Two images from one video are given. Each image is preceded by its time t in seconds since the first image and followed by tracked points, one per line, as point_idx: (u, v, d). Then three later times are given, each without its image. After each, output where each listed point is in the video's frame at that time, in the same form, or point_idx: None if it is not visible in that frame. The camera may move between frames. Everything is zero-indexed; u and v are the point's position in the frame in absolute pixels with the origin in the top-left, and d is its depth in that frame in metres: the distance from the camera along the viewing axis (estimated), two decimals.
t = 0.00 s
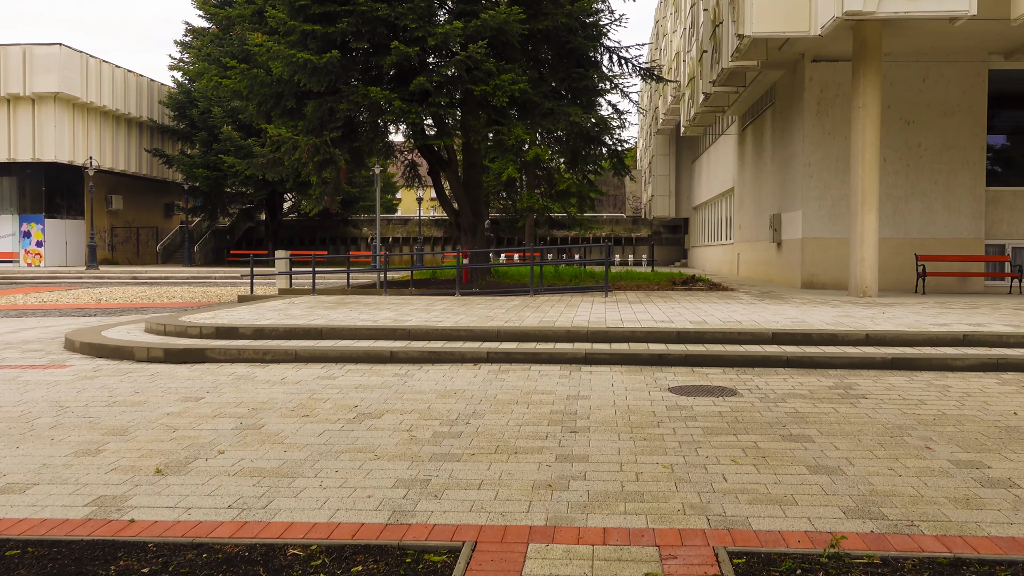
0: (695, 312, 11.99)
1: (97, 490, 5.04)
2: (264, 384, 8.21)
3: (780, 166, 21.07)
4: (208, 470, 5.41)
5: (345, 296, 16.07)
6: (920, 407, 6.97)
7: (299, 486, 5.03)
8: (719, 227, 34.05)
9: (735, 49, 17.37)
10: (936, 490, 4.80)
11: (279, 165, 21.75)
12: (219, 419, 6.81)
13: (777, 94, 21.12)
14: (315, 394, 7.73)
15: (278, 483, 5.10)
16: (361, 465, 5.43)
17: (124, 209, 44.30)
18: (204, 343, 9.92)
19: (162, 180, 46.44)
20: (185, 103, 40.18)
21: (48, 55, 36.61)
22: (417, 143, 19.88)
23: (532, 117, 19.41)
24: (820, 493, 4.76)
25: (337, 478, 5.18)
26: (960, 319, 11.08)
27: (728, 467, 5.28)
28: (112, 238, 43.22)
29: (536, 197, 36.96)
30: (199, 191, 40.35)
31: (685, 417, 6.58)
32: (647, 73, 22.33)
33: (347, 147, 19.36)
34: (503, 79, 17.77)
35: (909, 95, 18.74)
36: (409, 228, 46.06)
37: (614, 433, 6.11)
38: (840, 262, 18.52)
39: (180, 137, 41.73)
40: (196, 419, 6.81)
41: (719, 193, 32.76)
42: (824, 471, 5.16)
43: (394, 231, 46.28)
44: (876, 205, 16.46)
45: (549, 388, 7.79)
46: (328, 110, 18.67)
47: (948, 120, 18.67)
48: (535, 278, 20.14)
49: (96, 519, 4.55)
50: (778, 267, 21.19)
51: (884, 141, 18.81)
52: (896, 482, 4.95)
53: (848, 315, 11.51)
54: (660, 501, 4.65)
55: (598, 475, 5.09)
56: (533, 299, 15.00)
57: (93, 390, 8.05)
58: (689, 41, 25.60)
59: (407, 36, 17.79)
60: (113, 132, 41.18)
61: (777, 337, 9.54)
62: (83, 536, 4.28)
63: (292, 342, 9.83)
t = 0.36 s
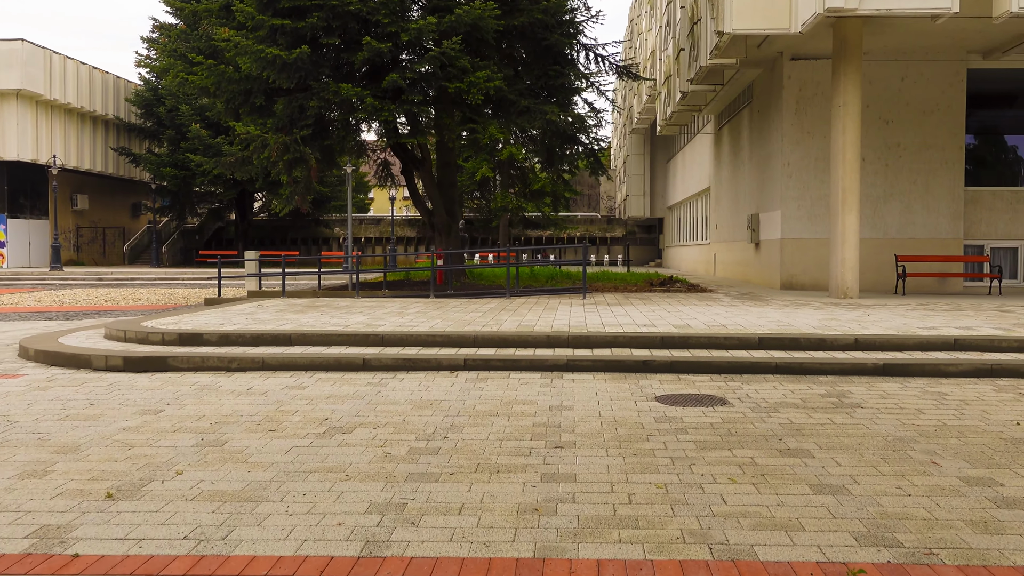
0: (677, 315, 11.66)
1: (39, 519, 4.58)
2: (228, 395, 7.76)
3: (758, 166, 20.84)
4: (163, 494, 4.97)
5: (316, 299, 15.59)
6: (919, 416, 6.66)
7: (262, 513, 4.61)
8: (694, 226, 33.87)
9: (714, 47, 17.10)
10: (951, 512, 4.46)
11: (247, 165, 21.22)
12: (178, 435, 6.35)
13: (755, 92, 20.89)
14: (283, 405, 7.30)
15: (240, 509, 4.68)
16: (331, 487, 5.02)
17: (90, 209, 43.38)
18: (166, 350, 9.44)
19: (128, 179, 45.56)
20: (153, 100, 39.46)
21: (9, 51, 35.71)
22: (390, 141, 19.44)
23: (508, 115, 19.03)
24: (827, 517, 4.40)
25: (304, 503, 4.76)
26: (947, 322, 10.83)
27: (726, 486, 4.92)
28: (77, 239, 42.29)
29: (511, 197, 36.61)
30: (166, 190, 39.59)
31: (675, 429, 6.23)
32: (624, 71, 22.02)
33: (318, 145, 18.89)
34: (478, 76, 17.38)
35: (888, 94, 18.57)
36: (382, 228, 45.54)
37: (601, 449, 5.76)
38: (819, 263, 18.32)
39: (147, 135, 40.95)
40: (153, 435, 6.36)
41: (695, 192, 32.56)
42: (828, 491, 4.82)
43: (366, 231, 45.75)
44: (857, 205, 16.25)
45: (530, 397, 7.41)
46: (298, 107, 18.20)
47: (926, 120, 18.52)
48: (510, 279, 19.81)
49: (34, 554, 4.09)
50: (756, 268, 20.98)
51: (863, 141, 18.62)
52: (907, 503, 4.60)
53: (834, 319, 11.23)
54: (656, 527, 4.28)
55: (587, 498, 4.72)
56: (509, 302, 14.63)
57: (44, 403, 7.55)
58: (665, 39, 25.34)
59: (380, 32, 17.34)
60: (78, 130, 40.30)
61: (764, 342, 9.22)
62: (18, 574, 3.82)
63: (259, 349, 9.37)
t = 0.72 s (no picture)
0: (671, 316, 11.32)
1: None
2: (204, 402, 7.35)
3: (748, 164, 20.57)
4: (129, 516, 4.56)
5: (298, 300, 15.17)
6: (933, 424, 6.34)
7: (237, 538, 4.21)
8: (681, 225, 33.63)
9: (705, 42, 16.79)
10: (985, 534, 4.12)
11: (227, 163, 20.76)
12: (148, 448, 5.94)
13: (744, 89, 20.61)
14: (262, 414, 6.90)
15: (212, 533, 4.29)
16: (313, 507, 4.63)
17: (68, 208, 42.67)
18: (140, 355, 9.01)
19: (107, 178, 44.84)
20: (132, 98, 38.87)
21: None
22: (373, 139, 19.02)
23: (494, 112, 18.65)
24: (854, 540, 4.05)
25: (283, 526, 4.36)
26: (948, 324, 10.54)
27: (740, 504, 4.57)
28: (55, 238, 41.59)
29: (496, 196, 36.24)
30: (146, 189, 38.98)
31: (679, 440, 5.88)
32: (611, 67, 21.63)
33: (299, 143, 18.47)
34: (464, 72, 16.98)
35: (879, 92, 18.32)
36: (365, 227, 45.07)
37: (603, 462, 5.40)
38: (810, 262, 18.05)
39: (126, 133, 40.33)
40: (122, 448, 5.95)
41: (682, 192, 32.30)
42: (850, 509, 4.47)
43: (350, 231, 45.26)
44: (850, 203, 15.98)
45: (523, 405, 7.04)
46: (279, 104, 17.77)
47: (918, 117, 18.27)
48: (497, 279, 19.47)
49: None
50: (746, 268, 20.71)
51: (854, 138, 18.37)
52: (937, 523, 4.26)
53: (832, 320, 10.93)
54: (669, 552, 3.92)
55: (592, 519, 4.36)
56: (497, 303, 14.25)
57: (7, 412, 7.11)
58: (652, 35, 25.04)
59: (363, 25, 16.91)
60: (55, 128, 39.62)
61: (763, 345, 8.90)
62: None
63: (238, 354, 8.96)
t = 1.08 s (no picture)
0: (688, 319, 10.93)
1: None
2: (203, 411, 7.02)
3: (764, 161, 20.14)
4: (112, 540, 4.22)
5: (305, 302, 14.84)
6: (975, 435, 5.95)
7: (227, 567, 3.85)
8: (695, 224, 33.20)
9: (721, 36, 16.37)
10: None
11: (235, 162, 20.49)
12: (140, 461, 5.60)
13: (760, 85, 20.18)
14: (263, 424, 6.55)
15: (200, 560, 3.93)
16: (310, 530, 4.27)
17: (78, 209, 42.52)
18: (139, 360, 8.68)
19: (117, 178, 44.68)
20: (141, 98, 38.71)
21: None
22: (383, 137, 18.70)
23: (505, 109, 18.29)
24: (905, 570, 3.66)
25: (278, 552, 4.00)
26: (978, 326, 10.13)
27: (775, 528, 4.18)
28: (65, 239, 41.43)
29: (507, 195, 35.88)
30: (156, 189, 38.78)
31: (704, 454, 5.51)
32: (624, 63, 21.23)
33: (307, 141, 18.15)
34: (474, 68, 16.60)
35: (899, 87, 17.87)
36: (376, 227, 44.77)
37: (624, 478, 5.04)
38: (829, 262, 17.63)
39: (135, 133, 40.16)
40: (113, 461, 5.61)
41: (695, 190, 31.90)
42: (896, 533, 4.09)
43: (360, 231, 44.97)
44: (871, 201, 15.55)
45: (536, 414, 6.67)
46: (286, 101, 17.46)
47: (939, 113, 17.81)
48: (509, 279, 19.12)
49: None
50: (762, 267, 20.29)
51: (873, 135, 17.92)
52: (993, 550, 3.86)
53: (857, 323, 10.52)
54: None
55: (613, 545, 3.99)
56: (509, 304, 13.89)
57: None
58: (666, 31, 24.63)
59: (371, 21, 16.59)
60: (65, 128, 39.47)
61: (787, 348, 8.52)
62: None
63: (240, 359, 8.63)
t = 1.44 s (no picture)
0: (752, 323, 10.40)
1: None
2: (244, 421, 6.74)
3: (829, 158, 19.41)
4: (133, 568, 3.92)
5: (357, 304, 14.62)
6: None
7: None
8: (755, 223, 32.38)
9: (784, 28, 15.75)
10: None
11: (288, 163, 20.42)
12: (174, 477, 5.32)
13: (824, 79, 19.46)
14: (305, 436, 6.25)
15: None
16: (345, 561, 3.93)
17: (139, 211, 43.14)
18: (184, 366, 8.47)
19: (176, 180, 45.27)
20: (199, 100, 39.15)
21: (57, 52, 35.59)
22: (435, 136, 18.44)
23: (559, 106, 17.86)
24: None
25: None
26: None
27: (862, 567, 3.72)
28: (127, 240, 42.05)
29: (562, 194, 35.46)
30: (214, 191, 39.18)
31: (776, 476, 5.05)
32: (682, 57, 20.63)
33: (360, 140, 17.98)
34: (527, 64, 16.21)
35: (973, 78, 17.03)
36: (430, 227, 44.67)
37: (688, 504, 4.61)
38: (899, 262, 16.88)
39: (194, 135, 40.64)
40: (146, 477, 5.34)
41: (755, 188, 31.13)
42: None
43: (415, 231, 44.91)
44: (945, 199, 14.80)
45: (592, 428, 6.25)
46: (338, 100, 17.29)
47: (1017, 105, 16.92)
48: (564, 281, 18.71)
49: None
50: (827, 268, 19.57)
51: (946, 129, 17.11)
52: None
53: (934, 327, 9.89)
54: None
55: None
56: (564, 306, 13.49)
57: (35, 431, 6.57)
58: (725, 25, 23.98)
59: (422, 18, 16.35)
60: (126, 131, 40.09)
61: (861, 356, 7.97)
62: None
63: (285, 365, 8.36)
